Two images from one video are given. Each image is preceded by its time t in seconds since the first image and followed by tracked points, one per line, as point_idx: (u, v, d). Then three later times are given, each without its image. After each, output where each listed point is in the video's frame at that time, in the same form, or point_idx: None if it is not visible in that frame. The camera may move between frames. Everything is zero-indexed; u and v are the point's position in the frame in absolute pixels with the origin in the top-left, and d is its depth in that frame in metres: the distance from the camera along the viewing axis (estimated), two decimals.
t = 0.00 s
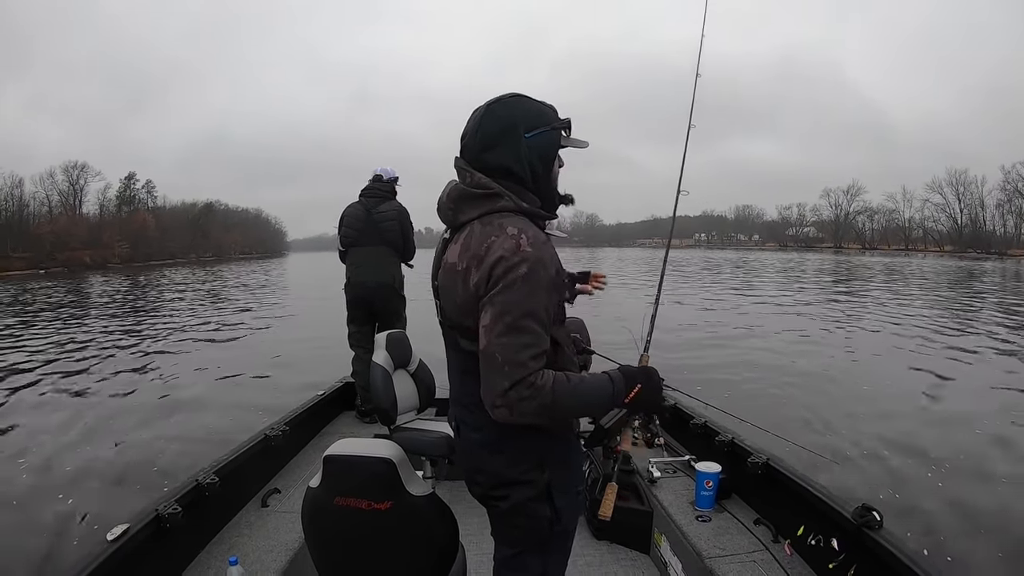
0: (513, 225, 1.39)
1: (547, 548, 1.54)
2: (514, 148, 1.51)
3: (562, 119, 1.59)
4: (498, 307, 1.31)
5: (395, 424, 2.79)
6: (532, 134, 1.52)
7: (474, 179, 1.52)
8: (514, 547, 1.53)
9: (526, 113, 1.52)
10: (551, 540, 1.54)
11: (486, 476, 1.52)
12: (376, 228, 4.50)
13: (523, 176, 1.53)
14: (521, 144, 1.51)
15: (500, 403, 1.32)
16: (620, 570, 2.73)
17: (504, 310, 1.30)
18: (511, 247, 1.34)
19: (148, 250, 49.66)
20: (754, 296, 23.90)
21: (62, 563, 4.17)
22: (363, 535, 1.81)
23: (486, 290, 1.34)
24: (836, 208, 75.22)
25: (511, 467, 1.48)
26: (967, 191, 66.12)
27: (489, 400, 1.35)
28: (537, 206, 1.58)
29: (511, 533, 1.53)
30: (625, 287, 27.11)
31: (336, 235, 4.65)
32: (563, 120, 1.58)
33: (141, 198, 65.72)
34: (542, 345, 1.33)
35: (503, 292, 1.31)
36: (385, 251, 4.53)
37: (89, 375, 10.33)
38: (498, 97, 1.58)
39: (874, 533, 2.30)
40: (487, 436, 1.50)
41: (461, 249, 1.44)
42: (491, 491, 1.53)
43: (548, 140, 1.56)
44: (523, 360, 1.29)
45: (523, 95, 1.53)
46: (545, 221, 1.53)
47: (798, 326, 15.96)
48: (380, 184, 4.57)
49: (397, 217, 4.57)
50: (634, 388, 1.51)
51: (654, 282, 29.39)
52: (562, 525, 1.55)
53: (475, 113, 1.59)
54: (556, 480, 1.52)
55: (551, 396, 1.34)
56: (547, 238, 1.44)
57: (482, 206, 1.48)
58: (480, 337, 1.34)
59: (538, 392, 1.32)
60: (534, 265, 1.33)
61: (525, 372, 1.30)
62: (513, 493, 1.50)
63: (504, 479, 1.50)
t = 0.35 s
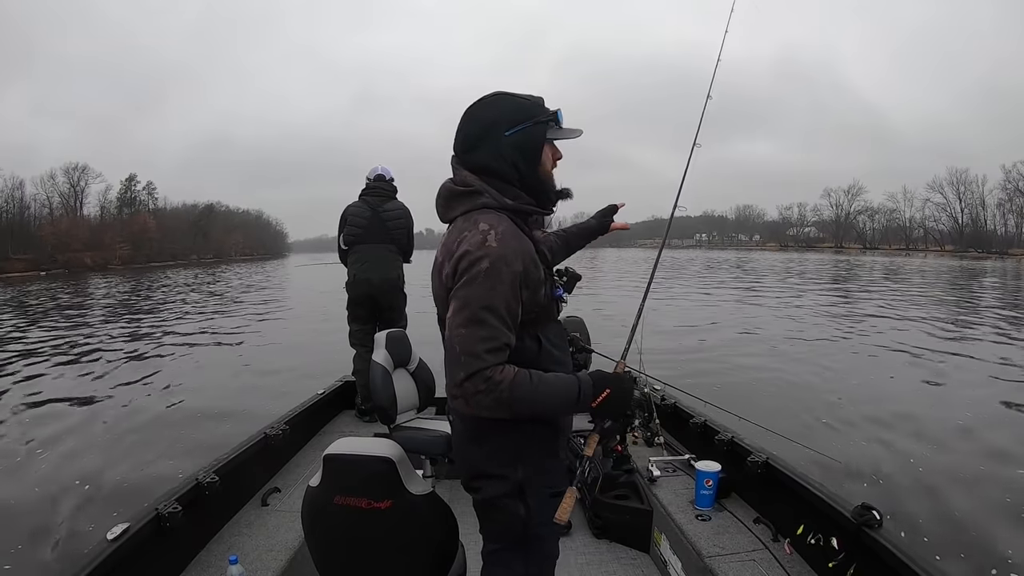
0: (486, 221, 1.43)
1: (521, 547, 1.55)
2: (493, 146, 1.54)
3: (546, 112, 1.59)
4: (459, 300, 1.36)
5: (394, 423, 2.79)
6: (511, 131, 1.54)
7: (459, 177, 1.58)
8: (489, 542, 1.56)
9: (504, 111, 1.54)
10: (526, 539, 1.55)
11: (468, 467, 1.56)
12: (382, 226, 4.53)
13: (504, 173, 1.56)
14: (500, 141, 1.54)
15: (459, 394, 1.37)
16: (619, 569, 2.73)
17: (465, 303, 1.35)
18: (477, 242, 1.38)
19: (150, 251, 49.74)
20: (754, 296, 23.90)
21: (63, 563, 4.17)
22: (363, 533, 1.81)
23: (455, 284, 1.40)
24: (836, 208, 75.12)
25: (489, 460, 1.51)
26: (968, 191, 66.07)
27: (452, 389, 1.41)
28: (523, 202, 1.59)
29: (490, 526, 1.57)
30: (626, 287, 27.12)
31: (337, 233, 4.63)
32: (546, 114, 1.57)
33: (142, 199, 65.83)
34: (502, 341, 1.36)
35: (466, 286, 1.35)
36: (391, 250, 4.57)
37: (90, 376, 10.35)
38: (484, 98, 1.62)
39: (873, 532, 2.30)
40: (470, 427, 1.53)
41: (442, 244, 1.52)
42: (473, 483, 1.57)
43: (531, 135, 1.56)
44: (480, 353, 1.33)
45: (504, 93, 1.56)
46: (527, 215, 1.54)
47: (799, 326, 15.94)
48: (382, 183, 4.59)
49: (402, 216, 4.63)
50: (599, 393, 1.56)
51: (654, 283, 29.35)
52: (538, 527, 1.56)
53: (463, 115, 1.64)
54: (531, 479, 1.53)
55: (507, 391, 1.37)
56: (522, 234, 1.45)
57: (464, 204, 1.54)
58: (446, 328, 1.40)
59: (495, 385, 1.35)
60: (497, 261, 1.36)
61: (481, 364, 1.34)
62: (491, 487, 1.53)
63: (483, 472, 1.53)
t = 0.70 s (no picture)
0: (458, 220, 1.55)
1: (486, 533, 1.66)
2: (477, 151, 1.67)
3: (528, 112, 1.64)
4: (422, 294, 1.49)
5: (395, 425, 2.79)
6: (490, 134, 1.64)
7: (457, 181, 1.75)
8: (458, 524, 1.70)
9: (485, 116, 1.65)
10: (489, 529, 1.65)
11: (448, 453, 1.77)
12: (380, 227, 4.53)
13: (488, 175, 1.67)
14: (482, 146, 1.66)
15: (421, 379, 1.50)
16: (621, 570, 2.73)
17: (424, 295, 1.48)
18: (442, 239, 1.51)
19: (150, 252, 49.72)
20: (756, 296, 23.86)
21: (64, 566, 4.16)
22: (364, 535, 1.81)
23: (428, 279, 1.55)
24: (837, 208, 75.01)
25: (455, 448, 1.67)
26: (969, 191, 65.99)
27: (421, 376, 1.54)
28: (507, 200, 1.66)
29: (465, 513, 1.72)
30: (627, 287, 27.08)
31: (334, 237, 4.60)
32: (526, 114, 1.63)
33: (143, 200, 65.81)
34: (457, 331, 1.45)
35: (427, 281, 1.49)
36: (390, 251, 4.57)
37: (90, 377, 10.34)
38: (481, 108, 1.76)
39: (875, 532, 2.31)
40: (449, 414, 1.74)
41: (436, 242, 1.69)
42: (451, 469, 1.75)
43: (509, 138, 1.63)
44: (433, 341, 1.44)
45: (488, 100, 1.67)
46: (504, 215, 1.62)
47: (800, 326, 15.92)
48: (378, 184, 4.59)
49: (400, 216, 4.63)
50: (563, 391, 1.52)
51: (656, 283, 29.32)
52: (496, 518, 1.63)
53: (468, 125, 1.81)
54: (489, 467, 1.60)
55: (458, 380, 1.44)
56: (489, 233, 1.54)
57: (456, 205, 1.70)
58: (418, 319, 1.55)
59: (446, 374, 1.44)
60: (452, 257, 1.46)
61: (434, 352, 1.44)
62: (456, 473, 1.69)
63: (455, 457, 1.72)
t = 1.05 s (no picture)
0: (456, 224, 1.66)
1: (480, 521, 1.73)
2: (481, 159, 1.75)
3: (519, 118, 1.64)
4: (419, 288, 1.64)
5: (396, 427, 2.80)
6: (486, 143, 1.69)
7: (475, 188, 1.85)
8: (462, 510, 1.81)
9: (485, 126, 1.71)
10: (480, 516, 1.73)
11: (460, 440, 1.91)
12: (376, 230, 4.53)
13: (489, 181, 1.73)
14: (483, 154, 1.72)
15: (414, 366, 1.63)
16: (622, 571, 2.73)
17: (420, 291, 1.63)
18: (438, 241, 1.64)
19: (151, 251, 49.72)
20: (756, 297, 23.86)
21: (65, 568, 4.16)
22: (365, 537, 1.81)
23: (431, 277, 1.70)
24: (837, 208, 75.05)
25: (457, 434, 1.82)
26: (970, 191, 65.95)
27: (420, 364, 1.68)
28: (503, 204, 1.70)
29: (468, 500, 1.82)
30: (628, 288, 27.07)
31: (330, 242, 4.60)
32: (517, 120, 1.64)
33: (144, 199, 65.80)
34: (437, 322, 1.55)
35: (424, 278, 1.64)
36: (387, 254, 4.57)
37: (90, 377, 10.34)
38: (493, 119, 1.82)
39: (877, 533, 2.30)
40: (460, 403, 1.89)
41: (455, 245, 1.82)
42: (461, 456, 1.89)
43: (500, 146, 1.66)
44: (418, 331, 1.57)
45: (490, 110, 1.72)
46: (497, 219, 1.67)
47: (801, 327, 15.91)
48: (372, 187, 4.59)
49: (395, 218, 4.63)
50: (510, 386, 1.42)
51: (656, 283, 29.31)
52: (485, 506, 1.70)
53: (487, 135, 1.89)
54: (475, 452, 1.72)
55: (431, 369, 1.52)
56: (476, 235, 1.61)
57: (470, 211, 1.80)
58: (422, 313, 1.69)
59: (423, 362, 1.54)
60: (437, 257, 1.58)
61: (418, 341, 1.57)
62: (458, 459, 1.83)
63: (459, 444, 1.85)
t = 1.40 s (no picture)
0: (481, 222, 1.64)
1: (496, 516, 1.71)
2: (500, 161, 1.72)
3: (546, 121, 1.65)
4: (445, 285, 1.60)
5: (396, 426, 2.79)
6: (511, 144, 1.68)
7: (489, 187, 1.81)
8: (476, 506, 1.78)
9: (508, 128, 1.69)
10: (498, 512, 1.70)
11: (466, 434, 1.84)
12: (372, 230, 4.52)
13: (510, 182, 1.72)
14: (505, 156, 1.70)
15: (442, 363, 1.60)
16: (622, 571, 2.73)
17: (447, 288, 1.59)
18: (465, 238, 1.61)
19: (151, 250, 49.75)
20: (757, 296, 23.87)
21: (65, 566, 4.16)
22: (366, 537, 1.81)
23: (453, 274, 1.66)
24: (838, 208, 75.04)
25: (471, 430, 1.77)
26: (970, 191, 65.94)
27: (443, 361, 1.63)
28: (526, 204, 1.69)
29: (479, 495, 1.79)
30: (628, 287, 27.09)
31: (326, 243, 4.59)
32: (545, 123, 1.64)
33: (144, 197, 65.81)
34: (470, 318, 1.53)
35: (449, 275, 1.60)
36: (384, 254, 4.58)
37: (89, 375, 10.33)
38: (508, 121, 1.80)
39: (876, 533, 2.30)
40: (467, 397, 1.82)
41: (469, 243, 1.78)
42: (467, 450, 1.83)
43: (527, 147, 1.65)
44: (448, 327, 1.54)
45: (513, 113, 1.71)
46: (523, 219, 1.66)
47: (800, 326, 15.91)
48: (368, 186, 4.58)
49: (391, 218, 4.63)
50: (566, 379, 1.50)
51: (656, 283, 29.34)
52: (504, 504, 1.68)
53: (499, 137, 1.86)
54: (498, 449, 1.68)
55: (470, 364, 1.51)
56: (505, 233, 1.60)
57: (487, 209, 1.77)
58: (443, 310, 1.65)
59: (459, 358, 1.52)
60: (468, 254, 1.55)
61: (451, 338, 1.54)
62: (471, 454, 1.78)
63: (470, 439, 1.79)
